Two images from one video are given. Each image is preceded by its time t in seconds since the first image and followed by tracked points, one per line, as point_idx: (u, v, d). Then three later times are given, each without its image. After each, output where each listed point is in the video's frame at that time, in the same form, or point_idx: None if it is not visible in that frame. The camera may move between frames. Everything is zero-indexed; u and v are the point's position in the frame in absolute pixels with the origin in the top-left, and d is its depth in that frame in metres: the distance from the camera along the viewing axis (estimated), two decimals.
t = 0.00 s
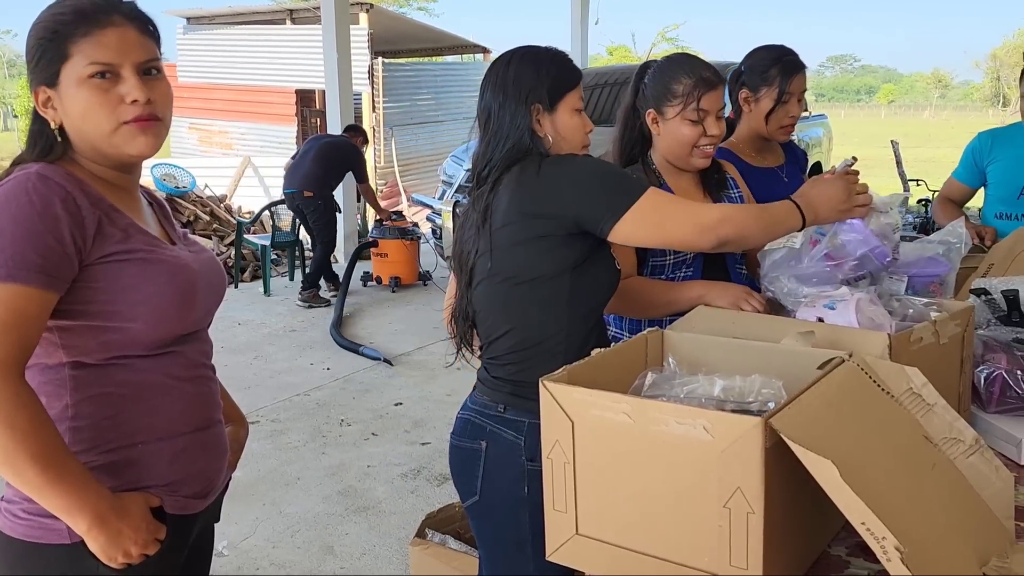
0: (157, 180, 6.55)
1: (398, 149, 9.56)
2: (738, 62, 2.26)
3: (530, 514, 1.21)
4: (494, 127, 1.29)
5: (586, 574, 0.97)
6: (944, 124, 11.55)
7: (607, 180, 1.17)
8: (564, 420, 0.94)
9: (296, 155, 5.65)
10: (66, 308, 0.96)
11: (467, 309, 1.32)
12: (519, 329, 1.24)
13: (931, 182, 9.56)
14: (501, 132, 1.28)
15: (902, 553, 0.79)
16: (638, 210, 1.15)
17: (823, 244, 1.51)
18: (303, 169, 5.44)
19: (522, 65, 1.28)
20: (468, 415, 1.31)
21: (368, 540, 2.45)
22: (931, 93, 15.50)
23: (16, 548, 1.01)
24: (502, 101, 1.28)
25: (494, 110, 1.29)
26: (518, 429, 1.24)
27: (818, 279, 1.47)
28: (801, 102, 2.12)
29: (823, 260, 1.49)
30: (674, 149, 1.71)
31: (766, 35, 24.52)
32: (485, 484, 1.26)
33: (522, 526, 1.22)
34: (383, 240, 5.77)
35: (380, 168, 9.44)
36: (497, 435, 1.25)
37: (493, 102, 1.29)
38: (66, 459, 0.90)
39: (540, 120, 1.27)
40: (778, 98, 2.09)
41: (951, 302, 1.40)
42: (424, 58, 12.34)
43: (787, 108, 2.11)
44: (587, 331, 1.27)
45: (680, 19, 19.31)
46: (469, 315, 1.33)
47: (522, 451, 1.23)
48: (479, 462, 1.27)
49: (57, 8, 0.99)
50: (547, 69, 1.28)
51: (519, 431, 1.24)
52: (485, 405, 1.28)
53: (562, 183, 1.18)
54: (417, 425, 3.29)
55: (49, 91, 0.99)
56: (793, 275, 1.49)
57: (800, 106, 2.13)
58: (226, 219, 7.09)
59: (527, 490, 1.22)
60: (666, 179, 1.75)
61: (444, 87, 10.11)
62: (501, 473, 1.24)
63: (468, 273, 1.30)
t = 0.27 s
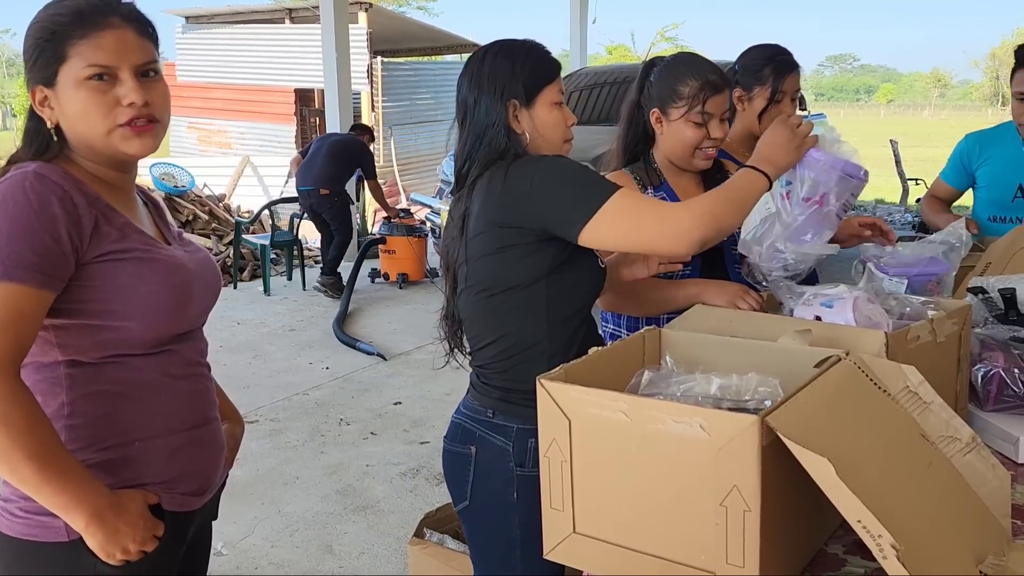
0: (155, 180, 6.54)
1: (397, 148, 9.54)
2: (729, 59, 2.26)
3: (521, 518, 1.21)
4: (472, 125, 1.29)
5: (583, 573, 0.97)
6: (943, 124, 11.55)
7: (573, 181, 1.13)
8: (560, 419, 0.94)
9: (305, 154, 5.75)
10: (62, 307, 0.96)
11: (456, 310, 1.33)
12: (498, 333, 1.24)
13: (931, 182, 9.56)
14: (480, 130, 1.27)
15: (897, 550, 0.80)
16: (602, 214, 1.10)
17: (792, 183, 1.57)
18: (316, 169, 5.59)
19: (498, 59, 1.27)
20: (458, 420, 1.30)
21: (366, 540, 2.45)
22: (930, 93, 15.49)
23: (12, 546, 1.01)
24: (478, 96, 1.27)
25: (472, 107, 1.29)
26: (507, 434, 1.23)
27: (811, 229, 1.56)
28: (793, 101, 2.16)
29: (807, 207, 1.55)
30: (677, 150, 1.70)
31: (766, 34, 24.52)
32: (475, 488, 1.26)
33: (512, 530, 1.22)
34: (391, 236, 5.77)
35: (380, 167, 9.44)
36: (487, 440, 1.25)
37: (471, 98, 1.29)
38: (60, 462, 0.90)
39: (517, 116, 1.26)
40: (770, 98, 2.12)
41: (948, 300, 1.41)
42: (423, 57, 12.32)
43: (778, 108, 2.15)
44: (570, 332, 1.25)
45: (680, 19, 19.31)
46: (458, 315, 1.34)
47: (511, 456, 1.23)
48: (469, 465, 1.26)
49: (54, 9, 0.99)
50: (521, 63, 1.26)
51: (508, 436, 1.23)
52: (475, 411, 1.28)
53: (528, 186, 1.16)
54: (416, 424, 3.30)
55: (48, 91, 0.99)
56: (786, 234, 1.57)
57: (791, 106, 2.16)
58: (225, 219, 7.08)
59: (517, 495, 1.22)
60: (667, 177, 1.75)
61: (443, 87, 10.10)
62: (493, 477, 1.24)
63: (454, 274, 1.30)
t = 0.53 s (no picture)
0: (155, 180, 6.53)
1: (397, 148, 9.54)
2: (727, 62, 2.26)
3: (506, 525, 1.17)
4: (447, 122, 1.21)
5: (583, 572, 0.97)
6: (943, 124, 11.56)
7: (534, 197, 1.06)
8: (561, 419, 0.94)
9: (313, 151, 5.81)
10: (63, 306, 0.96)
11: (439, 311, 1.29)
12: (471, 346, 1.20)
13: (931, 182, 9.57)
14: (455, 127, 1.20)
15: (897, 549, 0.80)
16: (561, 233, 1.03)
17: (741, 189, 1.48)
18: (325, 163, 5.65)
19: (475, 51, 1.18)
20: (447, 423, 1.27)
21: (367, 539, 2.45)
22: (930, 93, 15.51)
23: (9, 544, 1.01)
24: (453, 91, 1.19)
25: (447, 102, 1.21)
26: (490, 440, 1.19)
27: (747, 232, 1.47)
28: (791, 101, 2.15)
29: (746, 204, 1.45)
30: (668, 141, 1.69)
31: (766, 34, 24.54)
32: (462, 495, 1.21)
33: (497, 537, 1.18)
34: (397, 235, 5.81)
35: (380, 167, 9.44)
36: (471, 445, 1.21)
37: (446, 92, 1.20)
38: (62, 449, 0.90)
39: (494, 113, 1.17)
40: (767, 97, 2.12)
41: (948, 300, 1.41)
42: (423, 57, 12.32)
43: (775, 107, 2.14)
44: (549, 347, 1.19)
45: (680, 19, 19.32)
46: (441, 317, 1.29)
47: (494, 462, 1.18)
48: (455, 471, 1.22)
49: (55, 9, 0.99)
50: (499, 56, 1.16)
51: (491, 441, 1.19)
52: (461, 415, 1.24)
53: (489, 201, 1.09)
54: (416, 423, 3.30)
55: (49, 91, 0.99)
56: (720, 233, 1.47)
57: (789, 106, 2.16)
58: (225, 219, 7.08)
59: (502, 502, 1.17)
60: (671, 176, 1.73)
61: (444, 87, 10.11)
62: (478, 484, 1.20)
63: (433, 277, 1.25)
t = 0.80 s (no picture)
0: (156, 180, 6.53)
1: (398, 148, 9.54)
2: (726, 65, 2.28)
3: (497, 530, 1.17)
4: (436, 123, 1.20)
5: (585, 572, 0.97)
6: (944, 125, 11.55)
7: (509, 206, 1.04)
8: (564, 420, 0.94)
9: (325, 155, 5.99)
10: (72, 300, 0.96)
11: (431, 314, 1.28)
12: (458, 351, 1.20)
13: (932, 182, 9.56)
14: (444, 126, 1.18)
15: (901, 550, 0.80)
16: (535, 246, 1.02)
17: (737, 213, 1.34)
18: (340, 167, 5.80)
19: (463, 48, 1.15)
20: (441, 426, 1.26)
21: (368, 539, 2.45)
22: (932, 93, 15.49)
23: (10, 543, 1.01)
24: (441, 92, 1.17)
25: (436, 101, 1.19)
26: (480, 444, 1.18)
27: (769, 256, 1.29)
28: (789, 97, 2.16)
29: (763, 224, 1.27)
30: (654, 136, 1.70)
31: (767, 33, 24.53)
32: (455, 498, 1.21)
33: (490, 541, 1.17)
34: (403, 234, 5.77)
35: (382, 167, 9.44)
36: (462, 450, 1.20)
37: (435, 90, 1.19)
38: (84, 394, 0.88)
39: (481, 114, 1.15)
40: (762, 94, 2.12)
41: (950, 301, 1.40)
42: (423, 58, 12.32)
43: (772, 104, 2.14)
44: (534, 355, 1.16)
45: (681, 19, 19.31)
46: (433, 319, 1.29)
47: (484, 466, 1.17)
48: (447, 474, 1.23)
49: (55, 9, 0.99)
50: (486, 56, 1.14)
51: (481, 446, 1.18)
52: (454, 419, 1.23)
53: (464, 209, 1.08)
54: (417, 424, 3.30)
55: (48, 90, 0.99)
56: (741, 257, 1.28)
57: (787, 102, 2.15)
58: (226, 219, 7.08)
59: (492, 506, 1.16)
60: (676, 176, 1.71)
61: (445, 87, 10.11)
62: (469, 488, 1.19)
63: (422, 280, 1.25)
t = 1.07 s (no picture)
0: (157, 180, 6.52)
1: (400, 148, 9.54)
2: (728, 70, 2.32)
3: (498, 532, 1.16)
4: (436, 121, 1.20)
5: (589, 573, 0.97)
6: (945, 127, 11.54)
7: (499, 217, 1.03)
8: (567, 420, 0.94)
9: (331, 154, 6.08)
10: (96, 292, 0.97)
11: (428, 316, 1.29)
12: (455, 355, 1.20)
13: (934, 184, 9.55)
14: (443, 126, 1.19)
15: (905, 548, 0.80)
16: (521, 260, 1.01)
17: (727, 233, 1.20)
18: (349, 167, 5.90)
19: (465, 48, 1.16)
20: (442, 427, 1.27)
21: (370, 539, 2.45)
22: (933, 95, 15.48)
23: (16, 542, 1.01)
24: (442, 92, 1.18)
25: (437, 99, 1.19)
26: (480, 445, 1.18)
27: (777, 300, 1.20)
28: (787, 94, 2.16)
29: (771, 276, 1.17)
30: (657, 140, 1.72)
31: (768, 34, 24.52)
32: (455, 499, 1.21)
33: (489, 543, 1.17)
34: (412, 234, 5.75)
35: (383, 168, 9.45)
36: (462, 452, 1.20)
37: (437, 89, 1.19)
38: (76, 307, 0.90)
39: (482, 115, 1.15)
40: (760, 90, 2.14)
41: (953, 302, 1.41)
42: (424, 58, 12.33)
43: (771, 100, 2.14)
44: (528, 363, 1.16)
45: (682, 20, 19.29)
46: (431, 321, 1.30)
47: (484, 468, 1.17)
48: (447, 476, 1.22)
49: (71, 5, 0.99)
50: (488, 57, 1.14)
51: (482, 447, 1.18)
52: (455, 421, 1.23)
53: (455, 218, 1.08)
54: (419, 424, 3.30)
55: (59, 87, 0.99)
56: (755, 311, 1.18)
57: (785, 99, 2.16)
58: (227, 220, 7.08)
59: (492, 508, 1.17)
60: (681, 177, 1.72)
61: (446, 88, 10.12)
62: (469, 489, 1.19)
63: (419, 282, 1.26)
